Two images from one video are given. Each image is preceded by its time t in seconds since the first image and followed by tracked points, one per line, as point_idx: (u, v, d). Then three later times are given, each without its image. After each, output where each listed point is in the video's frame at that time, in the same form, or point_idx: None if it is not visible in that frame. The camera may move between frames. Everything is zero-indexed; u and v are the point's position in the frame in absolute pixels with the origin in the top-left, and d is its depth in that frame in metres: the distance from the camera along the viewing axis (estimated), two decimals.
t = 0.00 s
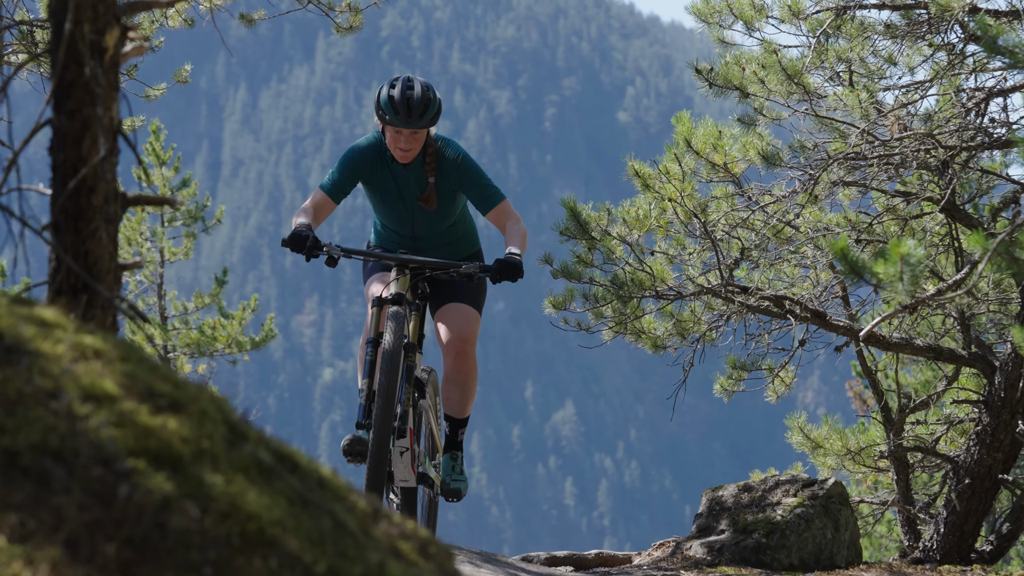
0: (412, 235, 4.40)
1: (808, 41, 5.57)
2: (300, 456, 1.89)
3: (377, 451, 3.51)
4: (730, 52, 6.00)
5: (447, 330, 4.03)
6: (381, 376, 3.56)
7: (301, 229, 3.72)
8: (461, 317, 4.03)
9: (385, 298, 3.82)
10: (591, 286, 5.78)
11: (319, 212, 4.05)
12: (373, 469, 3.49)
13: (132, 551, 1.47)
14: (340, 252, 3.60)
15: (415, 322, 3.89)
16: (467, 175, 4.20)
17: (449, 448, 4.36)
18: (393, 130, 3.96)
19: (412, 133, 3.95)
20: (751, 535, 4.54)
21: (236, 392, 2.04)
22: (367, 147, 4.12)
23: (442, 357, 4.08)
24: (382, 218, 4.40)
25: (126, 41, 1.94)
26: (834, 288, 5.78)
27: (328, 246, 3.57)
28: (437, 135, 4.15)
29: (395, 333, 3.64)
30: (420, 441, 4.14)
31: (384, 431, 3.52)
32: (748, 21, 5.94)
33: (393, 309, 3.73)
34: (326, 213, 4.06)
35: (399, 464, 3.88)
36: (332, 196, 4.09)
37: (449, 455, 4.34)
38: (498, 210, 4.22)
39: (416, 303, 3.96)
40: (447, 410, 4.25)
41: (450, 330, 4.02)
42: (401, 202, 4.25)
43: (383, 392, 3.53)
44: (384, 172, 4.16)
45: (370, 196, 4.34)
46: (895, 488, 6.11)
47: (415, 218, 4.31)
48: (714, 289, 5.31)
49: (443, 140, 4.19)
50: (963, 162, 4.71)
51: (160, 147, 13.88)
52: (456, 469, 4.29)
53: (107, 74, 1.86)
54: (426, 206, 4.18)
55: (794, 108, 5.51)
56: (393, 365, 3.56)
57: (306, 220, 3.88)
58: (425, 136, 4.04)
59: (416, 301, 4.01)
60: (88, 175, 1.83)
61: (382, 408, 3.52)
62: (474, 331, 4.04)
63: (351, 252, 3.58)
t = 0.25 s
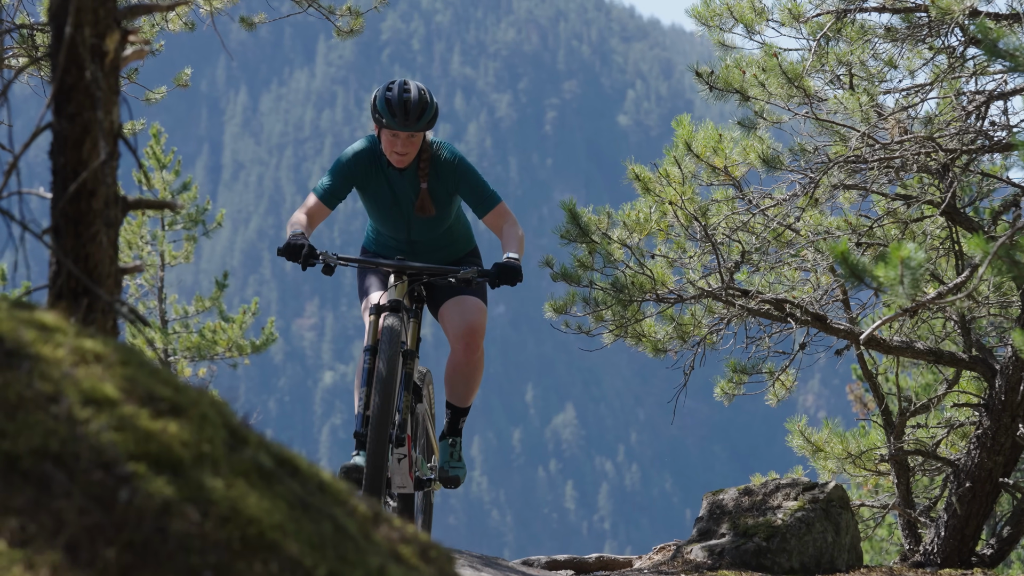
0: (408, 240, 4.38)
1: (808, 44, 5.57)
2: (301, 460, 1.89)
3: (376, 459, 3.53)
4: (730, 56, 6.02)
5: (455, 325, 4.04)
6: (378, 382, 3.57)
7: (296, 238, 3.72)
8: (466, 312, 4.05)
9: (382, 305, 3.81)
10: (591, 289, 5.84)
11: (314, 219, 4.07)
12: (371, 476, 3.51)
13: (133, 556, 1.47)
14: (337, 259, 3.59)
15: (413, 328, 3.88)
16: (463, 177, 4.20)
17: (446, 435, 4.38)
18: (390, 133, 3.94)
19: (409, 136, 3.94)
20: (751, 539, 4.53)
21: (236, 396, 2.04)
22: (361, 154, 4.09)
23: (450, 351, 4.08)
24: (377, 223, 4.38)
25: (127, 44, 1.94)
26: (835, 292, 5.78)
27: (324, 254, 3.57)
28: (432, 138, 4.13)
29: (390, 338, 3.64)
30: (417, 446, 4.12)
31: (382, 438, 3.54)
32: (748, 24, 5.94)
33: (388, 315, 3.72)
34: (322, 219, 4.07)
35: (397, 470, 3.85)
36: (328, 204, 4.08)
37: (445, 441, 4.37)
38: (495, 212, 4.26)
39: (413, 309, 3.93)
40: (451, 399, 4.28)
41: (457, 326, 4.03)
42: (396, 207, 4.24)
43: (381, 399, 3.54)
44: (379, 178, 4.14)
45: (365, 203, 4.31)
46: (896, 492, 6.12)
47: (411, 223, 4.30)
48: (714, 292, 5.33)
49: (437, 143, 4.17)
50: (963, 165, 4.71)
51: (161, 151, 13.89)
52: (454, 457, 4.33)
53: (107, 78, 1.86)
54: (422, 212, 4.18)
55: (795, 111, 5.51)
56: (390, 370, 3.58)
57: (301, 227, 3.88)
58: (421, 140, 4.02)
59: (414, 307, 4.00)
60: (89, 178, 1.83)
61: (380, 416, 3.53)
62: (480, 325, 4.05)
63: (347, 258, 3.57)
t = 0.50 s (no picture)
0: (405, 243, 4.36)
1: (809, 50, 5.57)
2: (301, 467, 1.89)
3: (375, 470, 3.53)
4: (731, 62, 6.04)
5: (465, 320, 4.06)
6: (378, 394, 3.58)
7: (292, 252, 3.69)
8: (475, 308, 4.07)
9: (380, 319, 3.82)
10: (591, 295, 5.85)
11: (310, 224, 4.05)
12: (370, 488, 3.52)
13: (133, 563, 1.47)
14: (333, 271, 3.60)
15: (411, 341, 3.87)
16: (460, 179, 4.19)
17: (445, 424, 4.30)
18: (388, 133, 3.96)
19: (408, 136, 3.96)
20: (752, 545, 4.47)
21: (237, 403, 2.04)
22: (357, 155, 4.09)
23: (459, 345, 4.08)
24: (373, 227, 4.36)
25: (127, 51, 1.94)
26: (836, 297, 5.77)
27: (320, 267, 3.57)
28: (429, 140, 4.13)
29: (390, 352, 3.66)
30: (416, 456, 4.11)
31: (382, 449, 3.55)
32: (749, 30, 5.93)
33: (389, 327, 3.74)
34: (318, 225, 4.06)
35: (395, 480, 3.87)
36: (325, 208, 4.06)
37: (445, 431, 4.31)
38: (490, 216, 4.26)
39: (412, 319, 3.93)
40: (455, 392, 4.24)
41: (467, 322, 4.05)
42: (392, 210, 4.22)
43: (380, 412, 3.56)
44: (375, 179, 4.14)
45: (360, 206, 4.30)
46: (897, 498, 6.14)
47: (408, 226, 4.28)
48: (715, 298, 5.37)
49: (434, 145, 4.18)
50: (964, 171, 4.71)
51: (161, 157, 13.90)
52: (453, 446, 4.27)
53: (107, 85, 1.85)
54: (413, 213, 4.13)
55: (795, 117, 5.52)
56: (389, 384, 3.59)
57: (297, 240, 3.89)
58: (418, 141, 4.03)
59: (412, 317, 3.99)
60: (89, 185, 1.82)
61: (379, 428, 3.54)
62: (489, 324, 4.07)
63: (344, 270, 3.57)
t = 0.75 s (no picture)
0: (401, 239, 4.36)
1: (809, 55, 5.58)
2: (301, 472, 1.89)
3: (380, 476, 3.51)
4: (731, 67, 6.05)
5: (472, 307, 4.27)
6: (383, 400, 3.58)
7: (291, 256, 3.66)
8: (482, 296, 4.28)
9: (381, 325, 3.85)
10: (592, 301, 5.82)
11: (308, 222, 4.04)
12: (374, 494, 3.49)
13: (132, 568, 1.47)
14: (333, 276, 3.59)
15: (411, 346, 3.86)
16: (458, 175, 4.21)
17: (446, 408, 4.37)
18: (388, 128, 3.97)
19: (408, 131, 3.97)
20: (752, 550, 4.47)
21: (237, 408, 2.04)
22: (355, 150, 4.10)
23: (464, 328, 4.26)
24: (369, 224, 4.36)
25: (127, 57, 1.94)
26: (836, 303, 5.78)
27: (321, 271, 3.57)
28: (427, 136, 4.15)
29: (397, 359, 3.67)
30: (417, 462, 4.09)
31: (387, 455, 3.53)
32: (749, 35, 5.94)
33: (395, 336, 3.75)
34: (316, 221, 4.06)
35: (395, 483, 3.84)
36: (322, 203, 4.06)
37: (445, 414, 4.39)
38: (487, 216, 4.26)
39: (412, 324, 3.93)
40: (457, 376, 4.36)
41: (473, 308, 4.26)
42: (390, 206, 4.22)
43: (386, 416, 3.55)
44: (372, 174, 4.14)
45: (356, 203, 4.29)
46: (897, 503, 6.13)
47: (405, 222, 4.28)
48: (715, 304, 5.35)
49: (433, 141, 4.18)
50: (964, 176, 4.71)
51: (161, 162, 13.91)
52: (453, 431, 4.35)
53: (107, 90, 1.85)
54: (407, 207, 4.18)
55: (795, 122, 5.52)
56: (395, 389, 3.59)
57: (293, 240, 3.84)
58: (417, 137, 4.04)
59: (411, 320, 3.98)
60: (89, 191, 1.83)
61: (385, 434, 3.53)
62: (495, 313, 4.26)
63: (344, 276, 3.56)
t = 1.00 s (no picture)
0: (400, 230, 4.29)
1: (809, 58, 5.57)
2: (301, 475, 1.89)
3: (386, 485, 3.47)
4: (731, 69, 6.05)
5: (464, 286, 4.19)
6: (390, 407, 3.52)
7: (293, 247, 3.64)
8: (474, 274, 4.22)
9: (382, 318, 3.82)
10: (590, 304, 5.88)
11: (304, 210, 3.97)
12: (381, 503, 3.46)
13: (132, 571, 1.47)
14: (333, 268, 3.58)
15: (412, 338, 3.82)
16: (458, 164, 4.17)
17: (445, 390, 4.23)
18: (388, 119, 3.94)
19: (408, 123, 3.94)
20: (752, 553, 4.47)
21: (236, 411, 2.04)
22: (354, 138, 4.05)
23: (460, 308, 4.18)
24: (366, 214, 4.29)
25: (127, 59, 1.94)
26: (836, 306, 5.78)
27: (321, 262, 3.56)
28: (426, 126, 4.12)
29: (401, 361, 3.58)
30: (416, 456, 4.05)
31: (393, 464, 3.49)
32: (749, 38, 5.94)
33: (398, 335, 3.67)
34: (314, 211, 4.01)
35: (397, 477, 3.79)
36: (320, 192, 4.00)
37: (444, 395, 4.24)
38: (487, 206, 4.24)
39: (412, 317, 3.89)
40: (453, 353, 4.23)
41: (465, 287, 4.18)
42: (388, 194, 4.17)
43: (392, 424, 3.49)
44: (371, 162, 4.09)
45: (353, 193, 4.23)
46: (897, 505, 6.14)
47: (404, 212, 4.22)
48: (715, 306, 5.39)
49: (432, 130, 4.14)
50: (964, 178, 4.72)
51: (161, 165, 13.91)
52: (452, 412, 4.21)
53: (107, 93, 1.85)
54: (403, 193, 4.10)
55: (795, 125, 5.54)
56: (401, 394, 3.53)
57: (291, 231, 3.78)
58: (418, 126, 4.02)
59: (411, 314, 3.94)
60: (89, 194, 1.83)
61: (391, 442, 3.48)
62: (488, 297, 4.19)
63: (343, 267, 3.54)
